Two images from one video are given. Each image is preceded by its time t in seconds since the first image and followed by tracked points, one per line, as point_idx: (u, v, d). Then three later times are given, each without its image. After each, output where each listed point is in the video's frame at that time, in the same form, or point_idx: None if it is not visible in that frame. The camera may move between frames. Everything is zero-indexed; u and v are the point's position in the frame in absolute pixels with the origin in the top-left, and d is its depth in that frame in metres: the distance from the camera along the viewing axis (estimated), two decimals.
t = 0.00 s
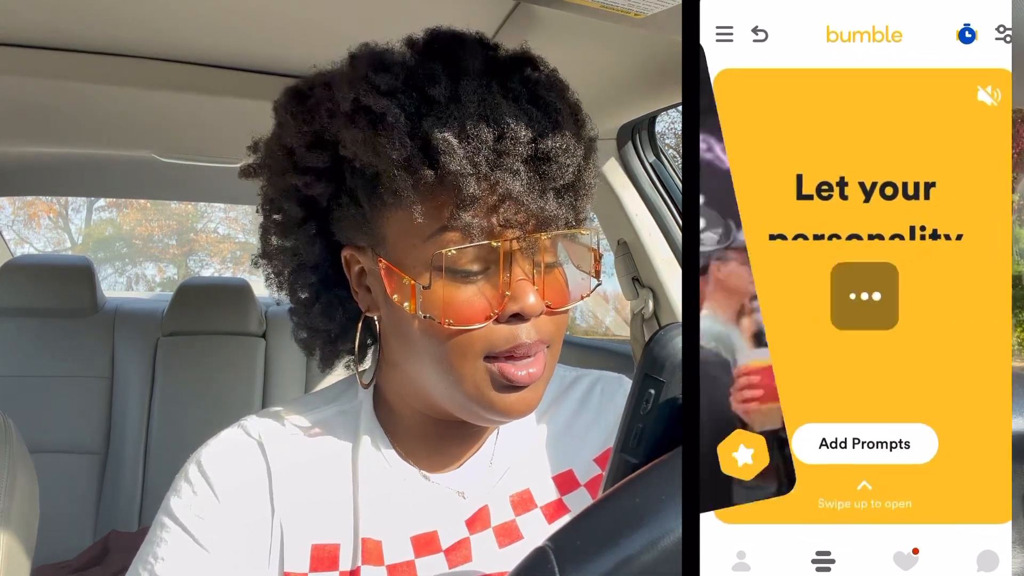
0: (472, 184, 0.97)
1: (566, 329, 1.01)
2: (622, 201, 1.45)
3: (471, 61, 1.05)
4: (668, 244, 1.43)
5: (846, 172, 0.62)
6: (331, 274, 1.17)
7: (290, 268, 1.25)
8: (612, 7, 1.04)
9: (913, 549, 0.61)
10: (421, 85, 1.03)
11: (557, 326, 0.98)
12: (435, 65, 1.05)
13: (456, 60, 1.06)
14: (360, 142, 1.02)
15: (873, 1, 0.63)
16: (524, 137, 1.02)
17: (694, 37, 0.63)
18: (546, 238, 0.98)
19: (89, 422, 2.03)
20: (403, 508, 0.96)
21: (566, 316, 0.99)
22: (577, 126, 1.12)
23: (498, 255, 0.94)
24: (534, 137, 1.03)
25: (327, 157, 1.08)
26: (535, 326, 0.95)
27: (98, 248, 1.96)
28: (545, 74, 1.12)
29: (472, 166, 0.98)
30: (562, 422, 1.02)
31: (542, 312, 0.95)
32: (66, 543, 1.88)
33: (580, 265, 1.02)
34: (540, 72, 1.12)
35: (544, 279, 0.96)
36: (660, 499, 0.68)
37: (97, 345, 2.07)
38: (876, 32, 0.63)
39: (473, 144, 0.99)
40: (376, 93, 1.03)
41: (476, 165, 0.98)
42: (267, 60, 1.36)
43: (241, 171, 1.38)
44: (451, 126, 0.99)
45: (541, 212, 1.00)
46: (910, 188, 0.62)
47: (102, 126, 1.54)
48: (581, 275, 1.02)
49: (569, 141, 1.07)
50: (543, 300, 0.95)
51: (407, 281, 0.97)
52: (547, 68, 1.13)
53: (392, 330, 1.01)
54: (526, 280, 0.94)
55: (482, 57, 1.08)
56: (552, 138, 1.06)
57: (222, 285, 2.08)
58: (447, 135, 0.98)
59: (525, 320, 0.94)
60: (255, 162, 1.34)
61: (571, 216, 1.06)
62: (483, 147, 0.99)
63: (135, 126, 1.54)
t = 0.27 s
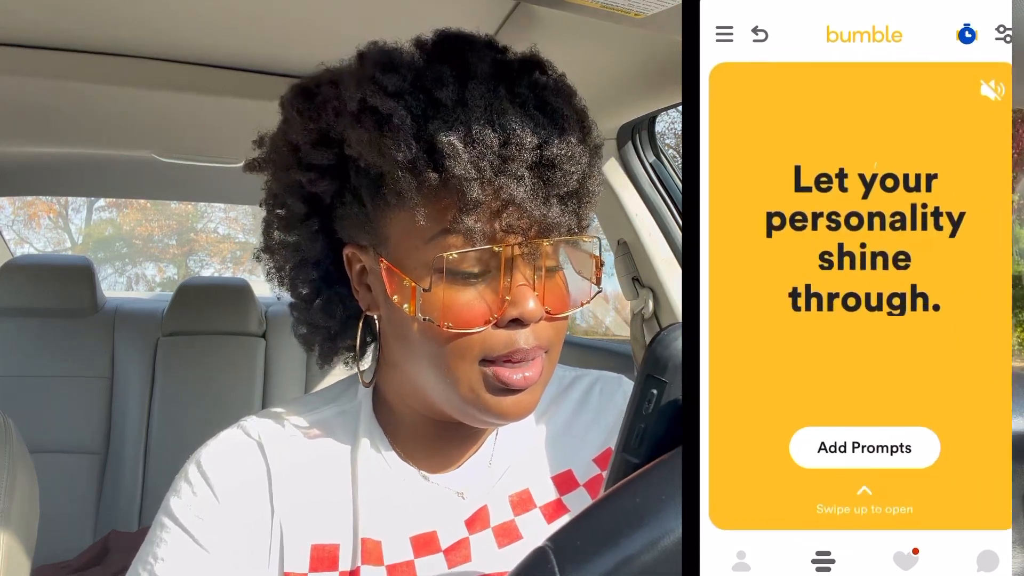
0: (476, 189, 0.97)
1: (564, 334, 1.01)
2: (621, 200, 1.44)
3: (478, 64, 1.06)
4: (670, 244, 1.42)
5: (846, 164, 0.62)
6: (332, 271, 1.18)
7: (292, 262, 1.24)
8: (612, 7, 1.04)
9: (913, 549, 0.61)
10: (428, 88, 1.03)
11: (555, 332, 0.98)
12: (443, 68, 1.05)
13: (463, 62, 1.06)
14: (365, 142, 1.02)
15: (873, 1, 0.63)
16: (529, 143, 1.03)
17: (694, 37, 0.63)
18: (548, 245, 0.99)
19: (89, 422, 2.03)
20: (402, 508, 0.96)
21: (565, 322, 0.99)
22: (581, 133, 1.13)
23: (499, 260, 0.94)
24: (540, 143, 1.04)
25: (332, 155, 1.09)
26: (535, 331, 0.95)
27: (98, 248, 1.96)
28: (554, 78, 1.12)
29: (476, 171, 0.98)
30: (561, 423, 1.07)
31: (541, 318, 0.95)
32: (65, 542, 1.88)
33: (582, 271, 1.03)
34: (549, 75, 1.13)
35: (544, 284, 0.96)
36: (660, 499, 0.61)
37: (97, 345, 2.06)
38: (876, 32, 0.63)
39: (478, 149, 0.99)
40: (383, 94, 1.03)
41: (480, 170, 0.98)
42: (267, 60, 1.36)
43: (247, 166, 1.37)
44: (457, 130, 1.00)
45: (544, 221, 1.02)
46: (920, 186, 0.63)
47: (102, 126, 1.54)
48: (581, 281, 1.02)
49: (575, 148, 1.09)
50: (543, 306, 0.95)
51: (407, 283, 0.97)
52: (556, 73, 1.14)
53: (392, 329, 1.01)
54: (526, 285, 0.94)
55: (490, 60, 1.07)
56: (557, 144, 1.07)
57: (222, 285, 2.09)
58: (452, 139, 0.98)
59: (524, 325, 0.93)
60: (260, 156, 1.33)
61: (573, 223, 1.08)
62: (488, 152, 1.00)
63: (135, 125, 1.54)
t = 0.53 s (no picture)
0: (485, 197, 0.98)
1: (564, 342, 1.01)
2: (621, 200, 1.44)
3: (493, 70, 1.06)
4: (669, 243, 1.41)
5: (845, 164, 0.62)
6: (336, 265, 1.18)
7: (295, 255, 1.23)
8: (612, 7, 1.04)
9: (914, 548, 0.61)
10: (441, 92, 1.03)
11: (556, 340, 0.99)
12: (457, 71, 1.05)
13: (477, 67, 1.06)
14: (376, 141, 1.02)
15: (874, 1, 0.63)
16: (540, 153, 1.03)
17: (694, 37, 0.63)
18: (553, 254, 0.99)
19: (90, 421, 2.03)
20: (401, 508, 0.96)
21: (566, 331, 1.00)
22: (591, 141, 1.13)
23: (503, 267, 0.95)
24: (550, 152, 1.04)
25: (341, 151, 1.08)
26: (535, 339, 0.95)
27: (97, 248, 1.96)
28: (567, 84, 1.13)
29: (486, 178, 0.98)
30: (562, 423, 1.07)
31: (543, 326, 0.95)
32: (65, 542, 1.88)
33: (586, 280, 1.04)
34: (561, 82, 1.13)
35: (546, 293, 0.97)
36: (660, 499, 0.63)
37: (97, 345, 2.06)
38: (876, 32, 0.63)
39: (489, 156, 0.99)
40: (395, 95, 1.03)
41: (490, 177, 0.98)
42: (267, 60, 1.36)
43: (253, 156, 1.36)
44: (468, 135, 1.00)
45: (551, 230, 1.01)
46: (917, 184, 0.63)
47: (102, 125, 1.54)
48: (585, 290, 1.03)
49: (585, 159, 1.09)
50: (544, 314, 0.96)
51: (411, 285, 0.97)
52: (568, 79, 1.14)
53: (392, 328, 1.01)
54: (529, 293, 0.95)
55: (503, 65, 1.08)
56: (568, 154, 1.07)
57: (223, 285, 2.08)
58: (463, 145, 0.99)
59: (526, 333, 0.94)
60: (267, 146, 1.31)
61: (578, 234, 1.08)
62: (499, 159, 1.00)
63: (135, 125, 1.54)
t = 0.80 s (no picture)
0: (492, 206, 0.98)
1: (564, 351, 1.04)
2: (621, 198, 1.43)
3: (506, 77, 1.04)
4: (670, 244, 1.42)
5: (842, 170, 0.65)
6: (337, 258, 1.17)
7: (298, 251, 1.22)
8: (612, 7, 1.05)
9: (913, 549, 0.64)
10: (453, 98, 1.01)
11: (556, 348, 1.01)
12: (470, 76, 1.02)
13: (489, 72, 1.04)
14: (384, 144, 1.00)
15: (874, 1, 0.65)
16: (549, 165, 1.03)
17: (694, 37, 0.65)
18: (558, 265, 1.00)
19: (89, 421, 2.03)
20: (400, 508, 0.96)
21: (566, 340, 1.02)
22: (600, 147, 1.12)
23: (508, 277, 0.96)
24: (559, 164, 1.04)
25: (349, 150, 1.06)
26: (536, 349, 0.98)
27: (98, 248, 1.96)
28: (579, 90, 1.12)
29: (494, 188, 0.98)
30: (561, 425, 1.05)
31: (544, 335, 0.98)
32: (66, 542, 1.89)
33: (589, 289, 1.06)
34: (571, 87, 1.12)
35: (549, 301, 0.98)
36: (660, 499, 0.76)
37: (97, 345, 2.06)
38: (876, 32, 0.65)
39: (498, 166, 0.99)
40: (406, 99, 1.00)
41: (498, 187, 0.98)
42: (267, 61, 1.36)
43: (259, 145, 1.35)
44: (478, 145, 0.99)
45: (558, 243, 1.01)
46: (894, 184, 0.65)
47: (103, 125, 1.54)
48: (588, 303, 1.05)
49: (594, 171, 1.09)
50: (546, 323, 0.98)
51: (414, 291, 0.97)
52: (579, 85, 1.13)
53: (393, 329, 1.02)
54: (533, 302, 0.96)
55: (516, 72, 1.06)
56: (576, 166, 1.06)
57: (222, 285, 2.08)
58: (473, 154, 0.98)
59: (527, 342, 0.97)
60: (275, 138, 1.30)
61: (585, 245, 1.07)
62: (508, 170, 0.99)
63: (136, 125, 1.54)
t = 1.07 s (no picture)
0: (493, 206, 0.98)
1: (564, 352, 1.03)
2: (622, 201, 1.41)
3: (508, 77, 1.04)
4: (669, 244, 1.42)
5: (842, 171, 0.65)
6: (339, 259, 1.17)
7: (298, 249, 1.23)
8: (612, 7, 1.05)
9: (913, 549, 0.64)
10: (454, 97, 1.01)
11: (556, 348, 1.01)
12: (471, 76, 1.03)
13: (490, 71, 1.04)
14: (386, 143, 1.00)
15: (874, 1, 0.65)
16: (550, 164, 1.03)
17: (694, 37, 0.65)
18: (559, 264, 1.00)
19: (89, 422, 2.03)
20: (400, 509, 0.96)
21: (566, 342, 1.01)
22: (601, 147, 1.13)
23: (508, 276, 0.96)
24: (560, 164, 1.04)
25: (350, 149, 1.06)
26: (537, 348, 0.97)
27: (98, 248, 1.96)
28: (581, 90, 1.12)
29: (495, 187, 0.98)
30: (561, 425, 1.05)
31: (544, 334, 0.97)
32: (66, 542, 1.88)
33: (590, 290, 1.05)
34: (574, 87, 1.12)
35: (550, 301, 0.97)
36: (660, 499, 0.76)
37: (97, 345, 2.06)
38: (876, 32, 0.65)
39: (499, 165, 0.99)
40: (408, 98, 1.00)
41: (499, 186, 0.98)
42: (267, 60, 1.36)
43: (262, 143, 1.36)
44: (479, 144, 0.99)
45: (559, 243, 1.01)
46: (901, 185, 0.64)
47: (102, 126, 1.54)
48: (589, 303, 1.04)
49: (596, 171, 1.09)
50: (547, 323, 0.97)
51: (415, 290, 0.97)
52: (582, 85, 1.13)
53: (393, 329, 1.02)
54: (534, 302, 0.96)
55: (518, 71, 1.06)
56: (578, 166, 1.07)
57: (222, 285, 2.08)
58: (474, 153, 0.98)
59: (528, 341, 0.96)
60: (276, 138, 1.30)
61: (586, 245, 1.07)
62: (509, 169, 1.00)
63: (136, 125, 1.54)
